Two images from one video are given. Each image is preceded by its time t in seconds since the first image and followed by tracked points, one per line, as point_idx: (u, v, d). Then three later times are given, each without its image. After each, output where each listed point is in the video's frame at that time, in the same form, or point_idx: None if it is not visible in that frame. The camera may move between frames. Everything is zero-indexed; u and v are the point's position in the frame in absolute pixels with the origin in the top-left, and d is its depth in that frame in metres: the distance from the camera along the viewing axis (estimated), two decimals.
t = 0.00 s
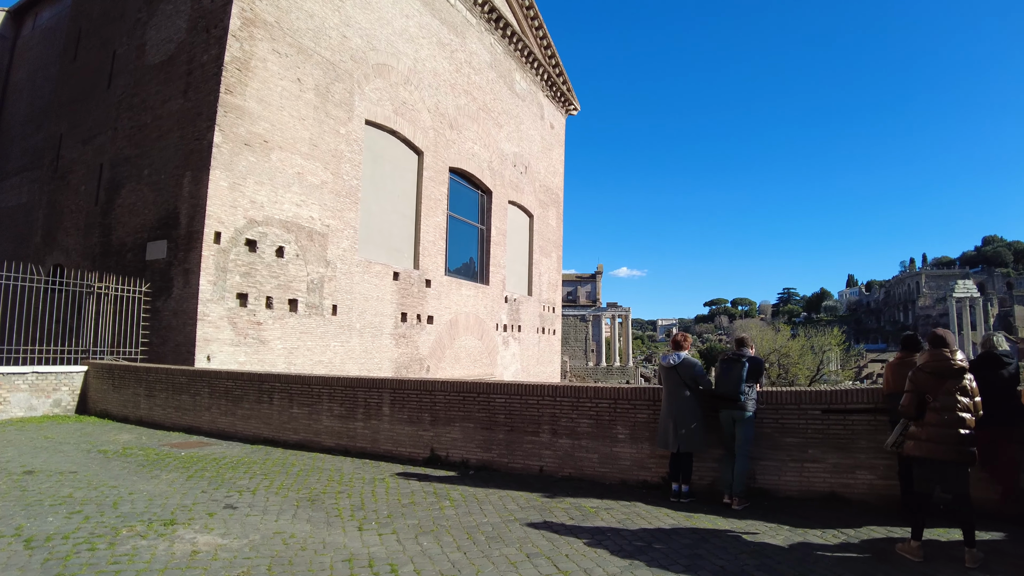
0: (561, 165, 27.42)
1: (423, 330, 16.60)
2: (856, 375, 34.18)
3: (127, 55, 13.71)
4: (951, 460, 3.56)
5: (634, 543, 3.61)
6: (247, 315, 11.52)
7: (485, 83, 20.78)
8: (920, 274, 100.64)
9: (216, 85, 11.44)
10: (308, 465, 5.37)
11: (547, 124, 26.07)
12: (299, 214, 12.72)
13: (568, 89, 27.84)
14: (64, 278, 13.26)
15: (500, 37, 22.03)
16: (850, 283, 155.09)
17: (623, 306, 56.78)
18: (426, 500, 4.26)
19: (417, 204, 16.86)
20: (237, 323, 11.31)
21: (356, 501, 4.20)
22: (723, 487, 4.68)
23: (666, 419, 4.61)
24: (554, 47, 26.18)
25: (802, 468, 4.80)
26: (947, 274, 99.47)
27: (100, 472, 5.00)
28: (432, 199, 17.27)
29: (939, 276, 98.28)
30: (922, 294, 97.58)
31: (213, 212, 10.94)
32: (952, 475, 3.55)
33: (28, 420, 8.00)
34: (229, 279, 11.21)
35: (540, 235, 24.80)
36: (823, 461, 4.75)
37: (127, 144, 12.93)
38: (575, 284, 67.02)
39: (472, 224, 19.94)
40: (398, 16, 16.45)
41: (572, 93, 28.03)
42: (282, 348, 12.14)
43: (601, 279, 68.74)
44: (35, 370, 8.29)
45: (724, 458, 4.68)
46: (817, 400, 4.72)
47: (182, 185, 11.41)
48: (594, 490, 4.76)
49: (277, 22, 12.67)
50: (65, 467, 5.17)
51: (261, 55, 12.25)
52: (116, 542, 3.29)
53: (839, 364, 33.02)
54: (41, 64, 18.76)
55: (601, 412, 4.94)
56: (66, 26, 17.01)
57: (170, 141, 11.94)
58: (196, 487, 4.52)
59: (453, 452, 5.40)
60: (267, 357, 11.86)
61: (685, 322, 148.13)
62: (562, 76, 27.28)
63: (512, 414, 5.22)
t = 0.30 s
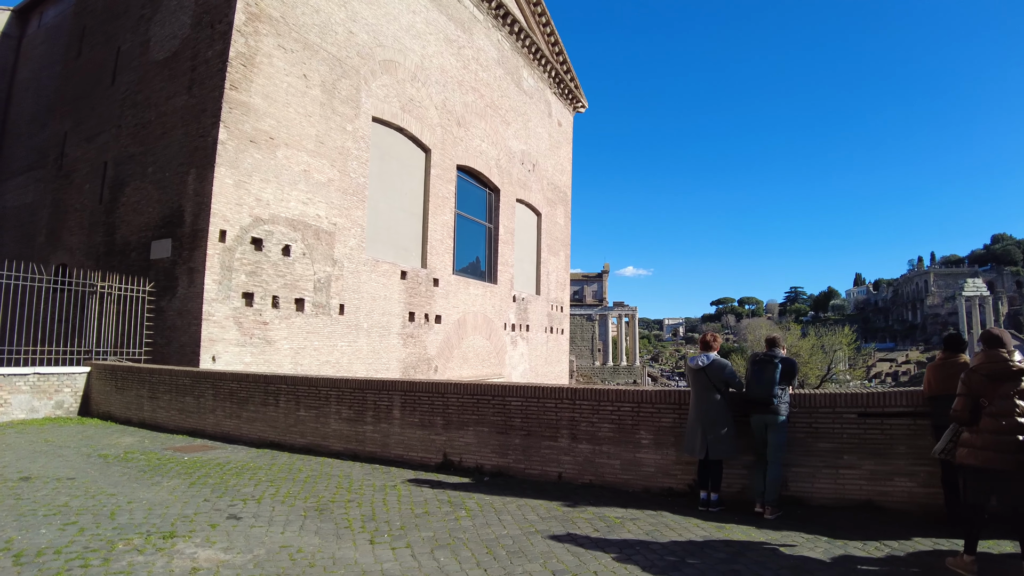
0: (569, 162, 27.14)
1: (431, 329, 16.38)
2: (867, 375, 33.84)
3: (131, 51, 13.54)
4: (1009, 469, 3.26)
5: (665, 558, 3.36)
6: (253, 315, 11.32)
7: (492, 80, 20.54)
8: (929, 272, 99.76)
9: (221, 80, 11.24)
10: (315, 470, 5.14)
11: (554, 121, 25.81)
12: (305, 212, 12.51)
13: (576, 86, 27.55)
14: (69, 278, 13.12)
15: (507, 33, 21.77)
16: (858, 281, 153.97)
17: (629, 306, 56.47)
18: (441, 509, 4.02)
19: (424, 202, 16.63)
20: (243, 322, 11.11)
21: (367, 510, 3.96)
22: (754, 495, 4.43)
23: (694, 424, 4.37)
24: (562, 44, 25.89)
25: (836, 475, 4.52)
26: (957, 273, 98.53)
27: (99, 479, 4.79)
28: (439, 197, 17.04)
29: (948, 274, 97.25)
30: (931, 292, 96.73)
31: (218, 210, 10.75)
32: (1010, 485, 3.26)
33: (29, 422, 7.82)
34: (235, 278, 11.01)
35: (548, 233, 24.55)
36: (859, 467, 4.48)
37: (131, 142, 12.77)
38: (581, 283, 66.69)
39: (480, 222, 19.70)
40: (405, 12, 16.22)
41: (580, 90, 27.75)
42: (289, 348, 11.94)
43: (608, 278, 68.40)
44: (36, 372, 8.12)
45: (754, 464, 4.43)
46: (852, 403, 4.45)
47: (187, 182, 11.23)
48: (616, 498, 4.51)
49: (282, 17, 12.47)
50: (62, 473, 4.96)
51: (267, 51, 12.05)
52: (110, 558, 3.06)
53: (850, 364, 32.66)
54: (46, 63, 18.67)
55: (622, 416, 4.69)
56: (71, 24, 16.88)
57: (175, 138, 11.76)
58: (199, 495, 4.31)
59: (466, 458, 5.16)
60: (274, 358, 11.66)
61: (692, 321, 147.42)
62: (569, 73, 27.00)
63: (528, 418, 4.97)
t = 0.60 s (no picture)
0: (577, 161, 26.86)
1: (438, 330, 16.14)
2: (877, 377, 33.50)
3: (136, 48, 13.37)
4: None
5: None
6: (259, 314, 11.11)
7: (500, 77, 20.28)
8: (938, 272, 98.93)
9: (226, 76, 11.03)
10: (322, 477, 4.89)
11: (562, 119, 25.53)
12: (311, 210, 12.30)
13: (584, 84, 27.27)
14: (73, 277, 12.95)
15: (515, 30, 21.51)
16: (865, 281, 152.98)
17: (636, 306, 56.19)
18: (457, 521, 3.76)
19: (432, 200, 16.40)
20: (248, 322, 10.90)
21: (378, 522, 3.70)
22: (790, 505, 4.15)
23: (726, 430, 4.10)
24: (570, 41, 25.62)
25: (876, 483, 4.22)
26: (967, 272, 97.69)
27: (96, 486, 4.57)
28: (447, 195, 16.80)
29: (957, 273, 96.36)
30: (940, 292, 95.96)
31: (223, 207, 10.54)
32: None
33: (29, 424, 7.63)
34: (240, 277, 10.81)
35: (556, 232, 24.28)
36: (902, 475, 4.18)
37: (135, 139, 12.59)
38: (587, 283, 66.40)
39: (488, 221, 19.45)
40: (412, 7, 15.99)
41: (588, 88, 27.47)
42: (295, 348, 11.72)
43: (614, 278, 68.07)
44: (36, 372, 7.93)
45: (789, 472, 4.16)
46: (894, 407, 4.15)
47: (191, 180, 11.03)
48: (642, 508, 4.24)
49: (289, 12, 12.25)
50: (58, 479, 4.74)
51: (273, 46, 11.84)
52: None
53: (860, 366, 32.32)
54: (52, 62, 18.55)
55: (647, 421, 4.42)
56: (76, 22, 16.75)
57: (180, 135, 11.56)
58: (199, 505, 4.07)
59: (481, 464, 4.90)
60: (280, 358, 11.44)
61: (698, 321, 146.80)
62: (578, 71, 26.73)
63: (547, 422, 4.71)
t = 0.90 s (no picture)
0: (581, 160, 26.61)
1: (442, 330, 15.91)
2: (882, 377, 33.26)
3: (136, 44, 13.16)
4: None
5: None
6: (260, 314, 10.88)
7: (504, 74, 20.04)
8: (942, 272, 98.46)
9: (226, 71, 10.81)
10: (324, 485, 4.65)
11: (566, 117, 25.28)
12: (313, 208, 12.07)
13: (588, 82, 27.01)
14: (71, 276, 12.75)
15: (519, 27, 21.26)
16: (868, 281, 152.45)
17: (638, 306, 55.98)
18: (468, 534, 3.52)
19: (435, 198, 16.16)
20: (249, 322, 10.67)
21: (384, 535, 3.46)
22: (821, 515, 3.90)
23: (754, 435, 3.87)
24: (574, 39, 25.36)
25: (913, 492, 3.96)
26: (971, 272, 97.25)
27: (86, 495, 4.34)
28: (451, 194, 16.56)
29: (961, 273, 96.00)
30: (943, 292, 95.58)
31: (223, 205, 10.32)
32: None
33: (23, 427, 7.42)
34: (240, 276, 10.59)
35: (561, 232, 24.03)
36: (940, 484, 3.92)
37: (134, 136, 12.39)
38: (590, 283, 66.13)
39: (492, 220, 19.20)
40: (415, 3, 15.75)
41: (592, 86, 27.21)
42: (297, 349, 11.49)
43: (617, 278, 67.74)
44: (30, 374, 7.73)
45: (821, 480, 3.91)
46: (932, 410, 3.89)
47: (191, 177, 10.81)
48: (664, 519, 3.99)
49: (290, 6, 12.02)
50: (46, 487, 4.51)
51: (274, 41, 11.61)
52: None
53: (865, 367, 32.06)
54: (52, 60, 18.39)
55: (669, 426, 4.17)
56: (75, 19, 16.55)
57: (179, 132, 11.35)
58: (195, 515, 3.84)
59: (491, 471, 4.66)
60: (281, 359, 11.23)
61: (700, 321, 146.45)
62: (582, 69, 26.47)
63: (561, 427, 4.46)
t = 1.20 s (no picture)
0: (584, 158, 26.35)
1: (445, 330, 15.65)
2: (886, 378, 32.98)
3: (133, 38, 12.91)
4: None
5: None
6: (259, 314, 10.63)
7: (507, 71, 19.78)
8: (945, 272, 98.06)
9: (224, 65, 10.56)
10: (324, 493, 4.38)
11: (569, 115, 25.02)
12: (313, 206, 11.82)
13: (591, 79, 26.75)
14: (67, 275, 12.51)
15: (522, 24, 20.99)
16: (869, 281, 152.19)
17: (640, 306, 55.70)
18: (478, 549, 3.26)
19: (437, 196, 15.91)
20: (247, 322, 10.42)
21: (388, 551, 3.19)
22: (857, 526, 3.65)
23: (785, 441, 3.61)
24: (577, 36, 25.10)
25: (955, 501, 3.70)
26: (974, 272, 96.84)
27: (71, 504, 4.08)
28: (453, 192, 16.30)
29: (962, 273, 95.85)
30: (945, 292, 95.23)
31: (221, 202, 10.07)
32: None
33: (13, 430, 7.17)
34: (238, 275, 10.34)
35: (564, 231, 23.78)
36: (984, 493, 3.65)
37: (131, 132, 12.15)
38: (591, 283, 65.83)
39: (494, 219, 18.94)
40: None
41: (596, 84, 26.95)
42: (296, 349, 11.24)
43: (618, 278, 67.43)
44: (20, 375, 7.48)
45: (857, 488, 3.66)
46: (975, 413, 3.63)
47: (188, 173, 10.57)
48: (688, 530, 3.73)
49: None
50: (29, 497, 4.25)
51: (273, 35, 11.37)
52: None
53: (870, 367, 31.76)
54: (49, 58, 18.16)
55: (691, 432, 3.92)
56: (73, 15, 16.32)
57: (177, 127, 11.10)
58: (184, 527, 3.58)
59: (501, 478, 4.40)
60: (281, 360, 10.98)
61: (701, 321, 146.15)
62: (585, 66, 26.21)
63: (575, 432, 4.21)
